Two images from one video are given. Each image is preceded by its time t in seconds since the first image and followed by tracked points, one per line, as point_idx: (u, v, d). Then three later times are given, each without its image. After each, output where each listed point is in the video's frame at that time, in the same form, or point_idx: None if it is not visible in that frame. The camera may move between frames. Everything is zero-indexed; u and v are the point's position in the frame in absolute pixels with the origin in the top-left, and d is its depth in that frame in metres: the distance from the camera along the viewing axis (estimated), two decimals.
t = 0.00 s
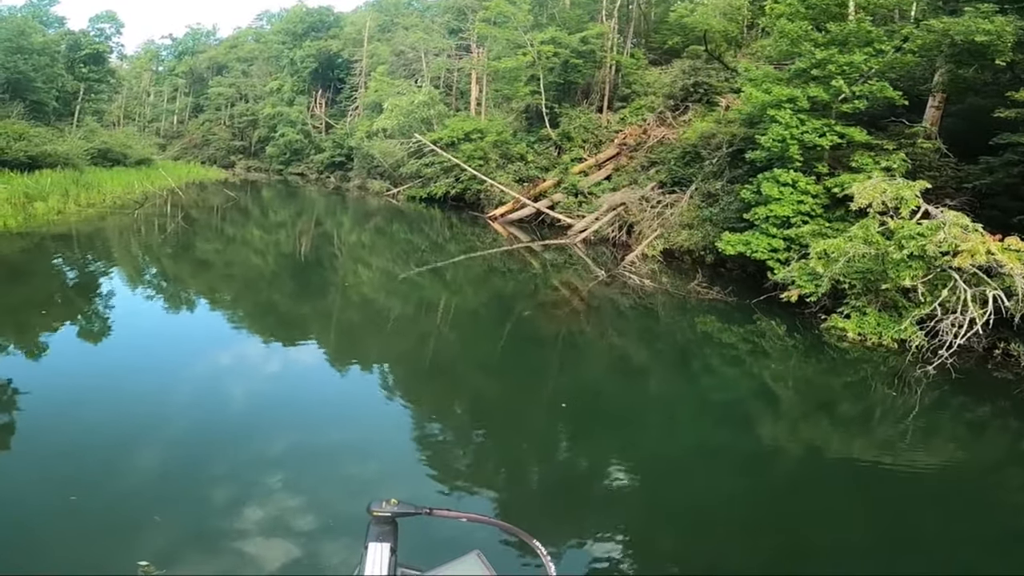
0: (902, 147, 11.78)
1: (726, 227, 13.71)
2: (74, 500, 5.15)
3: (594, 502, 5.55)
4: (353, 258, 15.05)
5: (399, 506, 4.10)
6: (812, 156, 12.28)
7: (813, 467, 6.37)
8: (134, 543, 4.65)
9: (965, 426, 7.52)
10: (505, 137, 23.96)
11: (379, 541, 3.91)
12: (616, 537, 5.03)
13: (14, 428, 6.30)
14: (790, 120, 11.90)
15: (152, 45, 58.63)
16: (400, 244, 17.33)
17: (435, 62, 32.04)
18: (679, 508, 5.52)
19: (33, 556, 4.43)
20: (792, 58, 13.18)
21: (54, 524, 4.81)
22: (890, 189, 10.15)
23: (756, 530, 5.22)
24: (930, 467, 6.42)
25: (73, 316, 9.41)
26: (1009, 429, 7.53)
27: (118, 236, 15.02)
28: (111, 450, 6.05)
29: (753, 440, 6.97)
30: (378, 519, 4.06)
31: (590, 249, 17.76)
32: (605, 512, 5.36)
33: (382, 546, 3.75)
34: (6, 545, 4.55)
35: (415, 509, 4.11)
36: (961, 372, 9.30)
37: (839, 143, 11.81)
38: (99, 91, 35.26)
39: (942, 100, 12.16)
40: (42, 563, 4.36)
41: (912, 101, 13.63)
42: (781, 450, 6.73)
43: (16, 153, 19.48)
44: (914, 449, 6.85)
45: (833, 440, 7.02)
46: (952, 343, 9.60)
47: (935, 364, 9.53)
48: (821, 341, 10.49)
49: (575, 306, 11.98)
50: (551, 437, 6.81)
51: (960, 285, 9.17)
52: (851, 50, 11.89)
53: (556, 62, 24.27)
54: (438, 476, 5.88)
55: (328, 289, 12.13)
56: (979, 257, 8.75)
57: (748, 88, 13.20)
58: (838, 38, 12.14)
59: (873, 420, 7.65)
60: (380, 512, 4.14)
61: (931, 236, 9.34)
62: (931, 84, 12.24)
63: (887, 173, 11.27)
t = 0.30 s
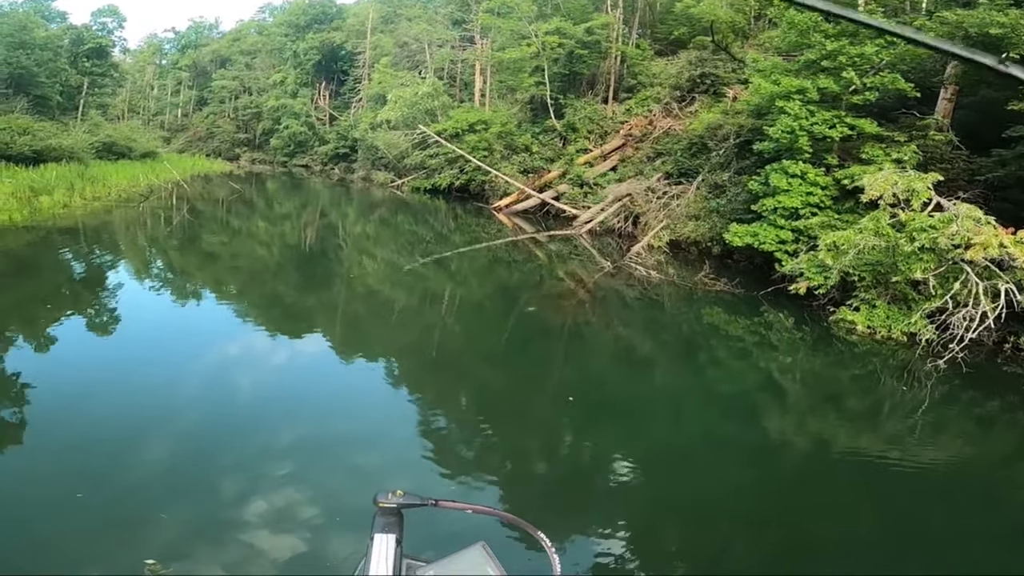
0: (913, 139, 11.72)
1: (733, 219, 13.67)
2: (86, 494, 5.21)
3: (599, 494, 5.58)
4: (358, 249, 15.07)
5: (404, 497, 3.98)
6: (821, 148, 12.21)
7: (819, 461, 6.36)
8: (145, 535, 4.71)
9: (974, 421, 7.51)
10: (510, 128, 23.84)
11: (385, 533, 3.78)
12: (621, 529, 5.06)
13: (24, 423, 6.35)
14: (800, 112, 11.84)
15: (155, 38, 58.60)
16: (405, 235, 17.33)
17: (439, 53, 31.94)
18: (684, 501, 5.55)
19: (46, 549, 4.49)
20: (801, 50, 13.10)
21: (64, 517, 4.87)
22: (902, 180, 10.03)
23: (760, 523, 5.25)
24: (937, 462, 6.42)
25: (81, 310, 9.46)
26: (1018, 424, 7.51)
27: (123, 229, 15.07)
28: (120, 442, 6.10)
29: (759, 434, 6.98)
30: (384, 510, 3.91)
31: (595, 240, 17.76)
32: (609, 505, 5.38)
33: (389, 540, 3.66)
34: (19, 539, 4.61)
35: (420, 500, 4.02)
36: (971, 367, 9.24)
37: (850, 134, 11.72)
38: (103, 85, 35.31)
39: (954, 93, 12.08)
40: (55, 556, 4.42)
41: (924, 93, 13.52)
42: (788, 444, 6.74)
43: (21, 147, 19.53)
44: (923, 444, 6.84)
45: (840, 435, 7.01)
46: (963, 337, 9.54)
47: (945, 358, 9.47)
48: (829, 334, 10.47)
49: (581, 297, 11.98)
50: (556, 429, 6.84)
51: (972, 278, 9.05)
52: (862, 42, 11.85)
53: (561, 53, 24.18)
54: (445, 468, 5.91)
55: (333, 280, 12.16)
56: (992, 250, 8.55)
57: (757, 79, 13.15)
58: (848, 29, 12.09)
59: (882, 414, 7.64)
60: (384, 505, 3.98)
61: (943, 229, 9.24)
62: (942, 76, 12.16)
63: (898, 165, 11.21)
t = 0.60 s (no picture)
0: (923, 129, 11.62)
1: (739, 208, 13.61)
2: (91, 485, 5.24)
3: (603, 483, 5.61)
4: (362, 238, 15.09)
5: (404, 488, 4.08)
6: (829, 137, 12.03)
7: (823, 452, 6.36)
8: (152, 525, 4.75)
9: (980, 414, 7.49)
10: (514, 116, 23.70)
11: (385, 524, 3.91)
12: (626, 518, 5.08)
13: (32, 413, 6.39)
14: (808, 101, 11.71)
15: (156, 28, 58.37)
16: (408, 224, 17.33)
17: (441, 42, 31.81)
18: (687, 490, 5.58)
19: (55, 538, 4.54)
20: (810, 40, 13.09)
21: (74, 507, 4.92)
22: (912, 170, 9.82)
23: (763, 513, 5.27)
24: (946, 457, 6.38)
25: (86, 299, 9.52)
26: None
27: (127, 218, 15.10)
28: (127, 433, 6.13)
29: (764, 424, 6.98)
30: (384, 501, 4.02)
31: (599, 228, 17.79)
32: (613, 494, 5.40)
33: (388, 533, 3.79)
34: (29, 529, 4.65)
35: (420, 491, 4.11)
36: (980, 359, 9.14)
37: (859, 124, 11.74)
38: (103, 76, 35.23)
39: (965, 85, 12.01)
40: (64, 545, 4.47)
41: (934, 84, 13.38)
42: (792, 434, 6.74)
43: (22, 139, 19.52)
44: (931, 437, 6.82)
45: (845, 425, 7.01)
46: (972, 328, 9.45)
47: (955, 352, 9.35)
48: (836, 325, 10.42)
49: (585, 285, 12.00)
50: (559, 418, 6.87)
51: (982, 270, 8.97)
52: (874, 32, 11.84)
53: (564, 41, 24.04)
54: (450, 456, 5.94)
55: (336, 269, 12.18)
56: (1004, 241, 8.55)
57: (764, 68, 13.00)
58: (858, 19, 12.05)
59: (888, 407, 7.61)
60: (384, 495, 4.09)
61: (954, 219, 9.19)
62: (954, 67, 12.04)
63: (907, 155, 11.14)
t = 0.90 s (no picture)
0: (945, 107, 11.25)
1: (754, 187, 13.53)
2: (121, 476, 5.44)
3: (618, 466, 5.73)
4: (373, 225, 15.16)
5: (400, 480, 4.11)
6: (847, 115, 11.94)
7: (842, 433, 6.36)
8: (181, 515, 4.92)
9: (1006, 394, 7.38)
10: (521, 101, 23.73)
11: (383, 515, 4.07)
12: (641, 502, 5.20)
13: (61, 406, 6.58)
14: (824, 79, 11.58)
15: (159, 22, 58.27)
16: (419, 210, 17.36)
17: (445, 28, 31.75)
18: (702, 472, 5.67)
19: (89, 529, 4.74)
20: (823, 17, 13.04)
21: (105, 499, 5.11)
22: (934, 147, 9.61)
23: (777, 494, 5.36)
24: (974, 442, 6.24)
25: (107, 294, 9.70)
26: None
27: (142, 213, 15.29)
28: (153, 424, 6.31)
29: (781, 406, 7.00)
30: (382, 493, 4.11)
31: (611, 210, 17.86)
32: (628, 479, 5.51)
33: (386, 526, 3.94)
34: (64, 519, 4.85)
35: (416, 482, 4.15)
36: (1009, 342, 8.91)
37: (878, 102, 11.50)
38: (110, 73, 35.36)
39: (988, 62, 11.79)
40: (99, 536, 4.67)
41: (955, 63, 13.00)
42: (812, 417, 6.72)
43: (34, 137, 19.73)
44: (958, 421, 6.69)
45: (865, 407, 6.96)
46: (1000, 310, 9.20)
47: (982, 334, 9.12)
48: (857, 305, 10.37)
49: (598, 268, 12.02)
50: (574, 402, 6.97)
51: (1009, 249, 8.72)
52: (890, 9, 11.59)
53: (570, 22, 23.87)
54: (470, 445, 6.02)
55: (350, 256, 12.30)
56: None
57: (777, 46, 12.99)
58: None
59: (913, 390, 7.48)
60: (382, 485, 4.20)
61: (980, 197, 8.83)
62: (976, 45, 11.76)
63: (929, 133, 10.84)
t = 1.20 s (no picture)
0: (923, 77, 11.28)
1: (737, 160, 13.60)
2: (126, 480, 5.50)
3: (619, 446, 5.87)
4: (359, 216, 15.09)
5: (378, 473, 3.99)
6: (825, 87, 11.98)
7: (838, 405, 6.54)
8: (189, 517, 5.01)
9: (995, 360, 7.57)
10: (501, 83, 23.43)
11: (361, 511, 3.88)
12: (644, 481, 5.34)
13: (60, 415, 6.59)
14: (800, 52, 11.63)
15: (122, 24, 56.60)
16: (403, 199, 17.28)
17: (419, 14, 31.28)
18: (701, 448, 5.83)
19: (100, 535, 4.82)
20: None
21: (115, 503, 5.19)
22: (915, 116, 9.66)
23: (774, 465, 5.53)
24: (967, 409, 6.41)
25: (94, 300, 9.65)
26: None
27: (122, 216, 15.11)
28: (157, 428, 6.36)
29: (777, 379, 7.17)
30: (359, 487, 3.94)
31: (596, 188, 17.93)
32: (629, 459, 5.65)
33: (365, 522, 3.76)
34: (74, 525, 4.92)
35: (395, 474, 4.06)
36: (997, 306, 9.13)
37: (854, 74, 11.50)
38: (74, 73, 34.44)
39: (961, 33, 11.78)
40: (110, 540, 4.75)
41: (930, 34, 13.04)
42: (806, 390, 6.88)
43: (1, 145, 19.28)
44: (950, 389, 6.88)
45: (860, 379, 7.13)
46: (987, 274, 9.41)
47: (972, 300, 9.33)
48: (846, 274, 10.56)
49: (587, 246, 12.10)
50: (571, 383, 7.10)
51: (993, 213, 8.89)
52: None
53: (546, 2, 23.59)
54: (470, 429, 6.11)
55: (338, 249, 12.28)
56: (1014, 184, 8.33)
57: (753, 20, 12.93)
58: None
59: (904, 358, 7.68)
60: (358, 480, 4.02)
61: (961, 163, 8.93)
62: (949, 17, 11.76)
63: (907, 103, 10.90)
